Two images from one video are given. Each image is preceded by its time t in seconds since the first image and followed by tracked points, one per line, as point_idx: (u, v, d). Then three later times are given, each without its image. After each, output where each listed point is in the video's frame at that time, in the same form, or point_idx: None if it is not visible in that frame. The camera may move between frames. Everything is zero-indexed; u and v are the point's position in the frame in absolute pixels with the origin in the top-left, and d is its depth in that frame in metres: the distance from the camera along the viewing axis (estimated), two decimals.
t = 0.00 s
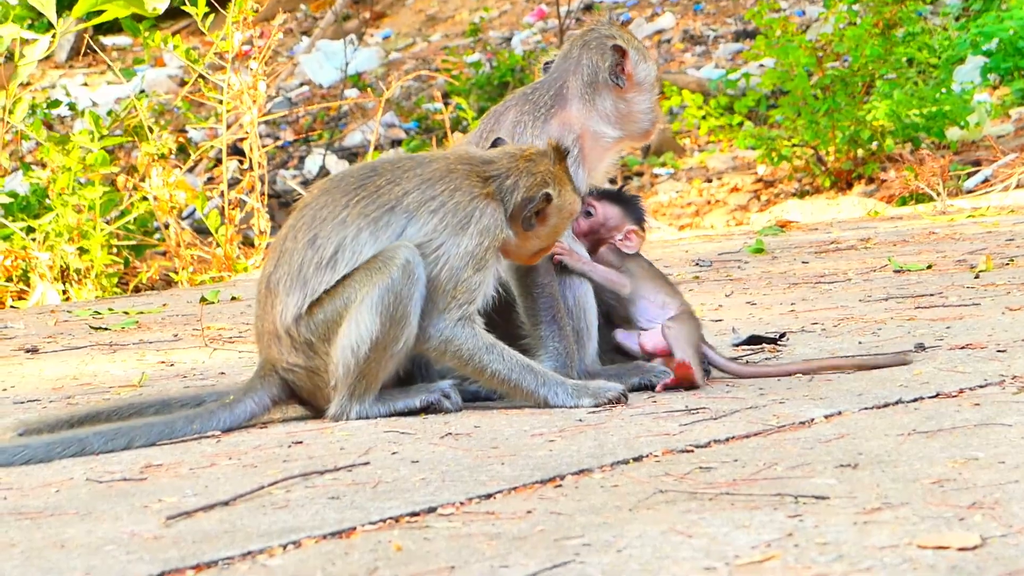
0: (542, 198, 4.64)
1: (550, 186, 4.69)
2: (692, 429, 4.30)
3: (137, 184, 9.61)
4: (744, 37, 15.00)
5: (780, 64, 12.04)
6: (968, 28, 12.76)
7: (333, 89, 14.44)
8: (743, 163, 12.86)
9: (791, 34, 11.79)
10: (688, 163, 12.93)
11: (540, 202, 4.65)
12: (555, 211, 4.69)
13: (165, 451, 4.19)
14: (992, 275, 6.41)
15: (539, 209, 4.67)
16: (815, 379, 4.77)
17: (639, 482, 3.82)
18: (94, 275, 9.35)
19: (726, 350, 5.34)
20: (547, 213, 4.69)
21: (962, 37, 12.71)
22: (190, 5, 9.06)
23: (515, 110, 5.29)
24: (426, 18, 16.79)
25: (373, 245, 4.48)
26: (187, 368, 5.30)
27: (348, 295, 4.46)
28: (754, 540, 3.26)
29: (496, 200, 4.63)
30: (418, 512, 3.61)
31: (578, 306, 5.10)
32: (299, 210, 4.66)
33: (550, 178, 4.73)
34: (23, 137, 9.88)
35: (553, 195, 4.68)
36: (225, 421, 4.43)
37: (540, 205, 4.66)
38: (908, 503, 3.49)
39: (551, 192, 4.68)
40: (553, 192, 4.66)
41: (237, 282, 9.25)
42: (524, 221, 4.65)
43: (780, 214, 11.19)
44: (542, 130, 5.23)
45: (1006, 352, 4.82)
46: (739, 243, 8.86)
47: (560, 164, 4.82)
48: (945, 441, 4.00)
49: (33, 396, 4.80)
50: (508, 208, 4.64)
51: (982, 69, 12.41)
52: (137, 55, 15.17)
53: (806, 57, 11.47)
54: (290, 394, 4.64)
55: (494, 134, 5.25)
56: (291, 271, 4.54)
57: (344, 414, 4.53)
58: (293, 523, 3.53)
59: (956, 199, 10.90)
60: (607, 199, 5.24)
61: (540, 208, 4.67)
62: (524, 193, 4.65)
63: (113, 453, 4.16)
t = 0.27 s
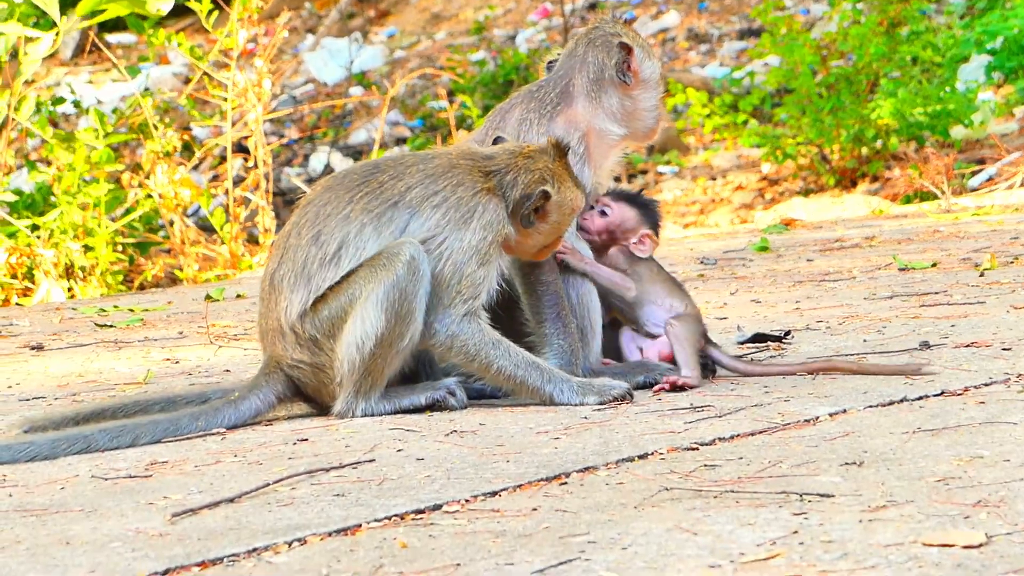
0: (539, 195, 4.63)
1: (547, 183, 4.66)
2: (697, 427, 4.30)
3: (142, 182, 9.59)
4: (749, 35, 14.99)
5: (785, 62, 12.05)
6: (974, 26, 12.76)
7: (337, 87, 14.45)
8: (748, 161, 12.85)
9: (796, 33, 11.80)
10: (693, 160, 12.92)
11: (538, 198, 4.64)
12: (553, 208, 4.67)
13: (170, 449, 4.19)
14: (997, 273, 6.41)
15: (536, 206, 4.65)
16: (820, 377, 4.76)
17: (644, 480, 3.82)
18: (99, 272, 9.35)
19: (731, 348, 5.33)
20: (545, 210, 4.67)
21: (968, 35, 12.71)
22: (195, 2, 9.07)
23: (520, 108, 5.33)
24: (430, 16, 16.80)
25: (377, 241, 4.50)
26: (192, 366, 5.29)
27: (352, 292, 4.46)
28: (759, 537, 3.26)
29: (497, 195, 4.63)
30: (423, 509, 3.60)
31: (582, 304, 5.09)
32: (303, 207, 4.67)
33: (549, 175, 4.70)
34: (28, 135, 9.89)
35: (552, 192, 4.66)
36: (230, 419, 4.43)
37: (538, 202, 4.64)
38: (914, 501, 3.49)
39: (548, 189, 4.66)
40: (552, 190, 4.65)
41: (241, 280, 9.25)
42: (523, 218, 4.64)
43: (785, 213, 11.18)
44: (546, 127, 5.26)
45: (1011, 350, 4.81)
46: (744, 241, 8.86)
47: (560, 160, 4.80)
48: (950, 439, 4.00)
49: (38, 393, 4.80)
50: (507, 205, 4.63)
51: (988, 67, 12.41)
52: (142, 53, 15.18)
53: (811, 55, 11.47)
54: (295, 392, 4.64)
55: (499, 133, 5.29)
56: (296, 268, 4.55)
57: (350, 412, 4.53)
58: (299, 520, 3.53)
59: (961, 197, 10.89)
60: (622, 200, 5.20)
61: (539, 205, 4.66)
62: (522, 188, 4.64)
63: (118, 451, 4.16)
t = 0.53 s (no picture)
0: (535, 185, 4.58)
1: (545, 173, 4.63)
2: (703, 425, 4.29)
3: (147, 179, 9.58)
4: (755, 34, 14.98)
5: (791, 61, 12.05)
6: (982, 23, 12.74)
7: (343, 85, 14.46)
8: (753, 160, 12.85)
9: (803, 31, 11.80)
10: (699, 159, 12.92)
11: (535, 189, 4.59)
12: (552, 199, 4.63)
13: (176, 446, 4.18)
14: (1003, 271, 6.40)
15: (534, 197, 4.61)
16: (826, 374, 4.75)
17: (650, 478, 3.81)
18: (105, 270, 9.39)
19: (737, 346, 5.32)
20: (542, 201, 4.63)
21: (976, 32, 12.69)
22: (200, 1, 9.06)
23: (527, 107, 5.36)
24: (436, 15, 16.79)
25: (377, 238, 4.49)
26: (198, 364, 5.28)
27: (356, 290, 4.45)
28: (766, 534, 3.25)
29: (492, 189, 4.59)
30: (429, 507, 3.60)
31: (589, 301, 5.07)
32: (302, 206, 4.67)
33: (547, 165, 4.66)
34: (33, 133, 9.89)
35: (550, 184, 4.62)
36: (236, 417, 4.40)
37: (534, 193, 4.60)
38: (921, 499, 3.48)
39: (546, 179, 4.62)
40: (549, 181, 4.61)
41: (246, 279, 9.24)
42: (520, 210, 4.60)
43: (791, 211, 11.18)
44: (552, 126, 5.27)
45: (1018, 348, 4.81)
46: (750, 239, 8.86)
47: (560, 151, 4.75)
48: (957, 436, 3.99)
49: (43, 391, 4.79)
50: (503, 198, 4.59)
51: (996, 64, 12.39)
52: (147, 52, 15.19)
53: (816, 54, 11.47)
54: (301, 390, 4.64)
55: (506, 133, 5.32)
56: (297, 267, 4.55)
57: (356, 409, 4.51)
58: (304, 518, 3.52)
59: (967, 195, 10.87)
60: (637, 207, 5.14)
61: (536, 196, 4.62)
62: (518, 179, 4.60)
63: (123, 448, 4.15)
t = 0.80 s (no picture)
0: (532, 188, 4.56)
1: (542, 177, 4.60)
2: (707, 424, 4.29)
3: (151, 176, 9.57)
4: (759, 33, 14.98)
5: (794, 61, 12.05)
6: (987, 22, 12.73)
7: (347, 83, 14.47)
8: (757, 159, 12.83)
9: (806, 30, 11.80)
10: (702, 158, 12.94)
11: (531, 193, 4.57)
12: (547, 201, 4.62)
13: (179, 443, 4.18)
14: (1006, 271, 6.40)
15: (528, 200, 4.58)
16: (830, 373, 4.75)
17: (654, 476, 3.81)
18: (108, 267, 9.38)
19: (740, 344, 5.31)
20: (536, 201, 4.61)
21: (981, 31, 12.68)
22: None
23: (532, 104, 5.39)
24: (440, 13, 16.79)
25: (370, 239, 4.47)
26: (201, 361, 5.28)
27: (355, 290, 4.44)
28: (769, 533, 3.25)
29: (483, 189, 4.57)
30: (432, 504, 3.59)
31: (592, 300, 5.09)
32: (296, 206, 4.65)
33: (544, 169, 4.62)
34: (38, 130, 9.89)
35: (544, 188, 4.60)
36: (239, 414, 4.39)
37: (528, 195, 4.57)
38: (924, 498, 3.48)
39: (542, 185, 4.60)
40: (545, 185, 4.59)
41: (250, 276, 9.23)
42: (514, 211, 4.58)
43: (794, 211, 11.17)
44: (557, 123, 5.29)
45: (1021, 348, 4.81)
46: (754, 238, 8.86)
47: (558, 152, 4.70)
48: (960, 436, 3.99)
49: (46, 387, 4.78)
50: (498, 198, 4.57)
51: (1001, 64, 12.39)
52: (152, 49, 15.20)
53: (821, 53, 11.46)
54: (302, 389, 4.62)
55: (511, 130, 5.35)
56: (292, 268, 4.53)
57: (358, 407, 4.51)
58: (308, 515, 3.52)
59: (970, 195, 10.86)
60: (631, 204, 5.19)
61: (530, 198, 4.59)
62: (514, 180, 4.57)
63: (126, 445, 4.15)
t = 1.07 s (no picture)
0: (512, 169, 4.50)
1: (523, 161, 4.53)
2: (712, 422, 4.29)
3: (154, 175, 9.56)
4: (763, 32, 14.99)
5: (798, 59, 12.04)
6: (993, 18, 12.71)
7: (351, 83, 14.46)
8: (760, 158, 12.87)
9: (809, 28, 11.82)
10: (705, 156, 12.99)
11: (510, 175, 4.50)
12: (528, 186, 4.53)
13: (183, 441, 4.17)
14: (1010, 269, 6.40)
15: (509, 184, 4.51)
16: (834, 371, 4.74)
17: (659, 474, 3.80)
18: (112, 267, 9.39)
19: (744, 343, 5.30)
20: (518, 186, 4.53)
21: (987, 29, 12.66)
22: None
23: (537, 104, 5.40)
24: (443, 13, 16.79)
25: (359, 238, 4.46)
26: (206, 360, 5.27)
27: (352, 288, 4.44)
28: (775, 531, 3.25)
29: (466, 180, 4.55)
30: (437, 503, 3.59)
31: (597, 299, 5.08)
32: (282, 210, 4.64)
33: (527, 155, 4.56)
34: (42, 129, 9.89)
35: (526, 171, 4.52)
36: (243, 413, 4.39)
37: (508, 178, 4.50)
38: (929, 496, 3.47)
39: (524, 168, 4.52)
40: (525, 167, 4.52)
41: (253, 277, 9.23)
42: (495, 196, 4.50)
43: (798, 209, 11.16)
44: (561, 121, 5.29)
45: None
46: (757, 237, 8.86)
47: (545, 143, 4.65)
48: (965, 434, 3.99)
49: (51, 386, 4.78)
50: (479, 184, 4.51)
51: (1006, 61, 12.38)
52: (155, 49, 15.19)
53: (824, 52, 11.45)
54: (303, 390, 4.61)
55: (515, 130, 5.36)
56: (283, 271, 4.52)
57: (364, 405, 4.49)
58: (313, 513, 3.52)
59: (973, 193, 10.86)
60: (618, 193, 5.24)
61: (511, 183, 4.52)
62: (494, 165, 4.51)
63: (131, 443, 4.14)
